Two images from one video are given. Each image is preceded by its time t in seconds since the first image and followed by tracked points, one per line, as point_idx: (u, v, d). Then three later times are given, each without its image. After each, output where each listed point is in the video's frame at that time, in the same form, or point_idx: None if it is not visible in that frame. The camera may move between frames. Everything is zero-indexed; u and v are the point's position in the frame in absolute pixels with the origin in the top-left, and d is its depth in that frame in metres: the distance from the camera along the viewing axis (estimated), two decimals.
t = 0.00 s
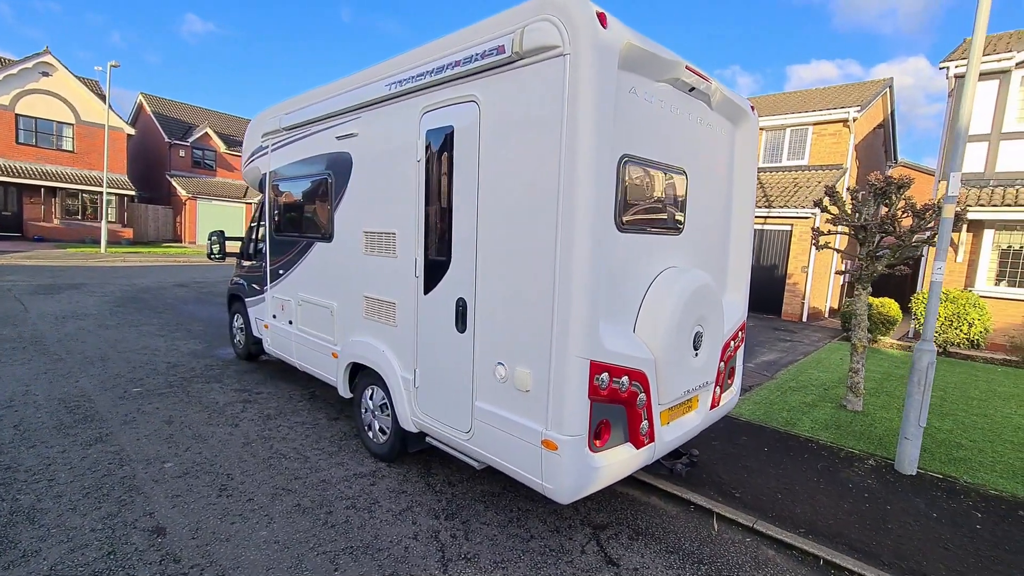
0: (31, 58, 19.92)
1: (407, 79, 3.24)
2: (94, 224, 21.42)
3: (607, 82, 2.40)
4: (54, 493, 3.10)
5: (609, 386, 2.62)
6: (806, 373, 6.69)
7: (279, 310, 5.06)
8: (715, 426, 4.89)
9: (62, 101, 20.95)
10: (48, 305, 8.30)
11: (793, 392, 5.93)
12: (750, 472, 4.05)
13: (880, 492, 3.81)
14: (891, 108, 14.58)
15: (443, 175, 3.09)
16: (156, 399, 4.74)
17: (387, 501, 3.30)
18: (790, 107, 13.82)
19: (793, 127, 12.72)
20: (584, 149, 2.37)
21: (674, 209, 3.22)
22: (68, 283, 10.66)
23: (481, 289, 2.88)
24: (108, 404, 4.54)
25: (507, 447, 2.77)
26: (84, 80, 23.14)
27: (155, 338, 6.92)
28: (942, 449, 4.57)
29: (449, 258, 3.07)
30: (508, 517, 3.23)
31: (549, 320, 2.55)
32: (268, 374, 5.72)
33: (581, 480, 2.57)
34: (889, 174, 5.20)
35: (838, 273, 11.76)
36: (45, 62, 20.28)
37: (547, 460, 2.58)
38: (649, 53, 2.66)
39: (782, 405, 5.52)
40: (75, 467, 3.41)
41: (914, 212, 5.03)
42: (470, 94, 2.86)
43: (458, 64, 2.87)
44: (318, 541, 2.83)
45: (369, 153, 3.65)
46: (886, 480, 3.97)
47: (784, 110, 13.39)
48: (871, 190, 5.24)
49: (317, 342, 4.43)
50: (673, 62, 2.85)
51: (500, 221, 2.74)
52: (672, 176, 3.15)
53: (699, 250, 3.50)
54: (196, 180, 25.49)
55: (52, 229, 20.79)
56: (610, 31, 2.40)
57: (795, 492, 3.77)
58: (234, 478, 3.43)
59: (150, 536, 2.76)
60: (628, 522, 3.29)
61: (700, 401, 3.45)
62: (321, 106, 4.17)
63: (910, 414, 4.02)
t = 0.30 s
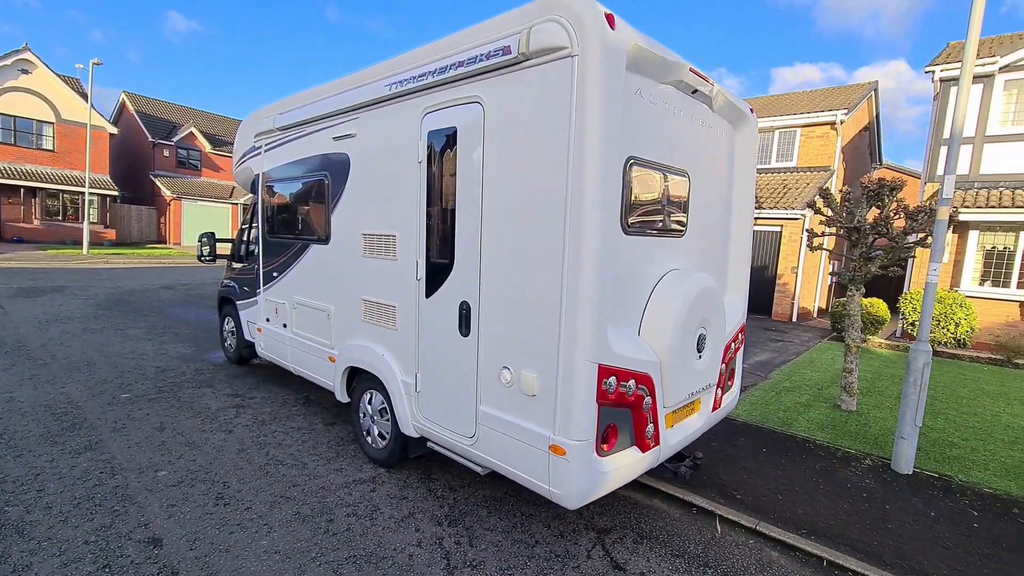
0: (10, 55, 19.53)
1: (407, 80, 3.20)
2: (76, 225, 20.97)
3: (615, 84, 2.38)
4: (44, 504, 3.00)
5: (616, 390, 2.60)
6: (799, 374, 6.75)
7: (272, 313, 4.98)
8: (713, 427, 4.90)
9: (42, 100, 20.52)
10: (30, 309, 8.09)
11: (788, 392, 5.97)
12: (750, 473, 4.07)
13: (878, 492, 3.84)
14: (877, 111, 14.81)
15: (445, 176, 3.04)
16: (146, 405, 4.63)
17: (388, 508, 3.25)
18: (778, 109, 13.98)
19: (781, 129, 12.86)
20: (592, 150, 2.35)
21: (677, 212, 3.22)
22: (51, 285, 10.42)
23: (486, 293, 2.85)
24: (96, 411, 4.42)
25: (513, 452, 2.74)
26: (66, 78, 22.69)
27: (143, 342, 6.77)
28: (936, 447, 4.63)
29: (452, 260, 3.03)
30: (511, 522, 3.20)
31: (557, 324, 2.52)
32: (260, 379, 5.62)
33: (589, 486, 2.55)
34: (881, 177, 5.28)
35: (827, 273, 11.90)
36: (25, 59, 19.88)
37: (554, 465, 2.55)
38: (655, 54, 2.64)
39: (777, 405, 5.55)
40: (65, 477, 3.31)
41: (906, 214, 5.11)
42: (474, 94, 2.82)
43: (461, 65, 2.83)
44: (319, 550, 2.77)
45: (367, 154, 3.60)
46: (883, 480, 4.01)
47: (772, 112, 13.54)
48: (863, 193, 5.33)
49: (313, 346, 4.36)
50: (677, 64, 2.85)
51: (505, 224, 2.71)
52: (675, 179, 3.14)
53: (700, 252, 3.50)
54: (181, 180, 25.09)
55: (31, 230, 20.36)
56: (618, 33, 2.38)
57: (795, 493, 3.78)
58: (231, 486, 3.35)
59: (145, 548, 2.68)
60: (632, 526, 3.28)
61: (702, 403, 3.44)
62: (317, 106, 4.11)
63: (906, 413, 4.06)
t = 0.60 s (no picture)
0: None
1: (407, 83, 3.15)
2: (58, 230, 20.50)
3: (622, 87, 2.36)
4: (35, 523, 2.89)
5: (625, 396, 2.58)
6: (793, 373, 6.80)
7: (266, 320, 4.88)
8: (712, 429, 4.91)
9: (21, 102, 20.08)
10: (10, 318, 7.87)
11: (784, 392, 6.01)
12: (752, 474, 4.07)
13: (879, 491, 3.86)
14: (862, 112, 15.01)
15: (447, 181, 3.00)
16: (137, 416, 4.51)
17: (392, 518, 3.19)
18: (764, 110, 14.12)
19: (769, 130, 12.98)
20: (601, 155, 2.33)
21: (680, 215, 3.20)
22: (32, 293, 10.15)
23: (490, 299, 2.80)
24: (85, 423, 4.30)
25: (521, 460, 2.70)
26: (45, 80, 22.24)
27: (130, 351, 6.62)
28: (932, 445, 4.67)
29: (454, 266, 2.99)
30: (517, 530, 3.16)
31: (566, 330, 2.49)
32: (253, 387, 5.51)
33: (599, 493, 2.52)
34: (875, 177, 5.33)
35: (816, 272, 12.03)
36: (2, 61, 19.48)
37: (564, 473, 2.52)
38: (659, 58, 2.63)
39: (774, 405, 5.57)
40: (55, 493, 3.20)
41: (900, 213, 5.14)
42: (477, 97, 2.78)
43: (463, 68, 2.79)
44: (323, 564, 2.71)
45: (365, 158, 3.54)
46: (884, 479, 4.04)
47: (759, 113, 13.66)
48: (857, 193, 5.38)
49: (309, 353, 4.28)
50: (681, 67, 2.84)
51: (510, 228, 2.67)
52: (678, 182, 3.13)
53: (702, 255, 3.50)
54: (165, 184, 24.69)
55: (11, 236, 19.81)
56: (624, 36, 2.37)
57: (798, 494, 3.79)
58: (229, 499, 3.27)
59: (143, 567, 2.59)
60: (638, 531, 3.25)
61: (706, 406, 3.43)
62: (312, 109, 4.04)
63: (904, 412, 4.09)
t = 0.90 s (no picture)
0: None
1: (412, 84, 3.12)
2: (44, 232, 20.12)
3: (633, 89, 2.35)
4: (33, 534, 2.82)
5: (635, 398, 2.57)
6: (789, 372, 6.85)
7: (264, 323, 4.82)
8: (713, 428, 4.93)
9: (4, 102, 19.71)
10: None
11: (782, 391, 6.05)
12: (755, 473, 4.09)
13: (881, 489, 3.89)
14: (851, 113, 15.18)
15: (454, 183, 2.98)
16: (133, 422, 4.44)
17: (398, 523, 3.16)
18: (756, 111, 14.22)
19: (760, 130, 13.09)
20: (612, 156, 2.32)
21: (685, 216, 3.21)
22: (18, 296, 9.95)
23: (499, 301, 2.79)
24: (80, 429, 4.21)
25: (531, 463, 2.68)
26: (28, 80, 21.85)
27: (123, 355, 6.51)
28: (929, 442, 4.73)
29: (461, 268, 2.97)
30: (524, 533, 3.14)
31: (577, 332, 2.47)
32: (250, 391, 5.44)
33: (611, 495, 2.51)
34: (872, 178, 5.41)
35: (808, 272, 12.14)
36: None
37: (575, 476, 2.51)
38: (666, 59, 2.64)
39: (772, 404, 5.61)
40: (53, 502, 3.13)
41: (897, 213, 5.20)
42: (484, 98, 2.76)
43: (470, 69, 2.77)
44: (331, 571, 2.67)
45: (368, 160, 3.51)
46: (884, 476, 4.08)
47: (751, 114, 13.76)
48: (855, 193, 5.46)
49: (310, 357, 4.23)
50: (687, 68, 2.84)
51: (519, 230, 2.65)
52: (683, 183, 3.13)
53: (706, 255, 3.50)
54: (152, 185, 24.36)
55: None
56: (634, 38, 2.36)
57: (801, 493, 3.81)
58: (232, 506, 3.22)
59: None
60: (646, 532, 3.25)
61: (711, 407, 3.44)
62: (312, 110, 3.99)
63: (904, 409, 4.13)
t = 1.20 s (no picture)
0: None
1: (416, 84, 3.11)
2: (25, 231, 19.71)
3: (642, 90, 2.37)
4: (29, 538, 2.77)
5: (643, 398, 2.58)
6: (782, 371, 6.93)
7: (260, 324, 4.77)
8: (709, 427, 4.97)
9: None
10: None
11: (775, 390, 6.12)
12: (753, 472, 4.14)
13: (876, 487, 3.96)
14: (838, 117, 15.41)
15: (459, 183, 2.97)
16: (127, 424, 4.36)
17: (402, 524, 3.14)
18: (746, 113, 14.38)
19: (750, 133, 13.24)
20: (622, 157, 2.33)
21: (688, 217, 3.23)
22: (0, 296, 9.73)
23: (505, 302, 2.79)
24: (72, 432, 4.14)
25: (537, 463, 2.69)
26: (9, 76, 21.40)
27: (112, 356, 6.40)
28: (920, 440, 4.81)
29: (466, 269, 2.96)
30: (528, 533, 3.14)
31: (586, 332, 2.48)
32: (245, 392, 5.38)
33: (618, 495, 2.52)
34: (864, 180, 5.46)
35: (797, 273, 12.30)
36: None
37: (583, 476, 2.52)
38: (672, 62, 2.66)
39: (767, 404, 5.67)
40: (48, 506, 3.07)
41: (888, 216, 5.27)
42: (492, 99, 2.75)
43: (477, 69, 2.77)
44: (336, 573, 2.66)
45: (370, 159, 3.48)
46: (879, 474, 4.14)
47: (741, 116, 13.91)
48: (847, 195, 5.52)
49: (308, 358, 4.19)
50: (693, 70, 2.86)
51: (527, 230, 2.65)
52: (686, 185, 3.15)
53: (706, 256, 3.53)
54: (138, 183, 23.98)
55: None
56: (644, 40, 2.38)
57: (799, 491, 3.86)
58: (233, 508, 3.18)
59: None
60: (648, 532, 3.27)
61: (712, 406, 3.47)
62: (312, 108, 3.96)
63: (897, 409, 4.20)
